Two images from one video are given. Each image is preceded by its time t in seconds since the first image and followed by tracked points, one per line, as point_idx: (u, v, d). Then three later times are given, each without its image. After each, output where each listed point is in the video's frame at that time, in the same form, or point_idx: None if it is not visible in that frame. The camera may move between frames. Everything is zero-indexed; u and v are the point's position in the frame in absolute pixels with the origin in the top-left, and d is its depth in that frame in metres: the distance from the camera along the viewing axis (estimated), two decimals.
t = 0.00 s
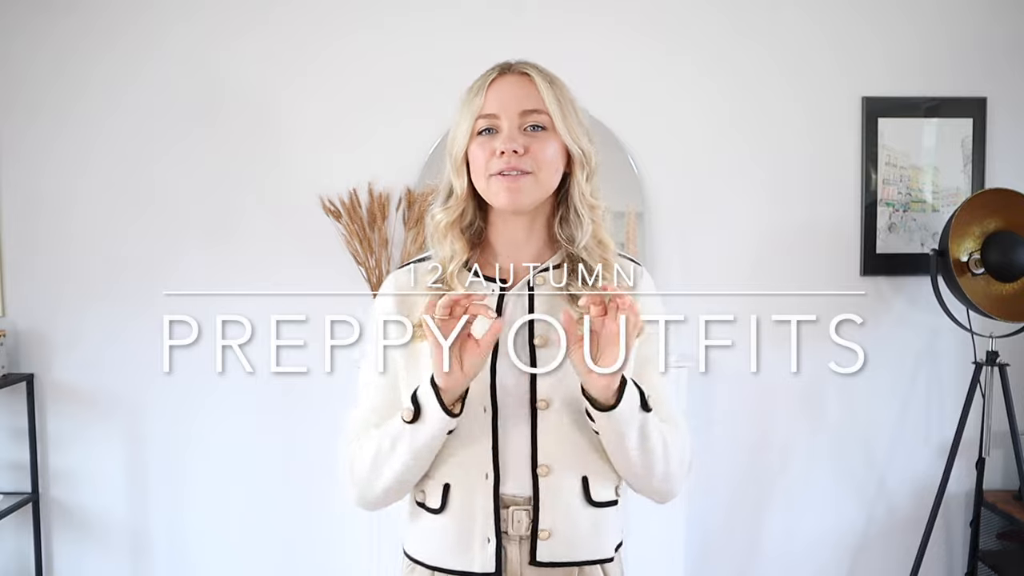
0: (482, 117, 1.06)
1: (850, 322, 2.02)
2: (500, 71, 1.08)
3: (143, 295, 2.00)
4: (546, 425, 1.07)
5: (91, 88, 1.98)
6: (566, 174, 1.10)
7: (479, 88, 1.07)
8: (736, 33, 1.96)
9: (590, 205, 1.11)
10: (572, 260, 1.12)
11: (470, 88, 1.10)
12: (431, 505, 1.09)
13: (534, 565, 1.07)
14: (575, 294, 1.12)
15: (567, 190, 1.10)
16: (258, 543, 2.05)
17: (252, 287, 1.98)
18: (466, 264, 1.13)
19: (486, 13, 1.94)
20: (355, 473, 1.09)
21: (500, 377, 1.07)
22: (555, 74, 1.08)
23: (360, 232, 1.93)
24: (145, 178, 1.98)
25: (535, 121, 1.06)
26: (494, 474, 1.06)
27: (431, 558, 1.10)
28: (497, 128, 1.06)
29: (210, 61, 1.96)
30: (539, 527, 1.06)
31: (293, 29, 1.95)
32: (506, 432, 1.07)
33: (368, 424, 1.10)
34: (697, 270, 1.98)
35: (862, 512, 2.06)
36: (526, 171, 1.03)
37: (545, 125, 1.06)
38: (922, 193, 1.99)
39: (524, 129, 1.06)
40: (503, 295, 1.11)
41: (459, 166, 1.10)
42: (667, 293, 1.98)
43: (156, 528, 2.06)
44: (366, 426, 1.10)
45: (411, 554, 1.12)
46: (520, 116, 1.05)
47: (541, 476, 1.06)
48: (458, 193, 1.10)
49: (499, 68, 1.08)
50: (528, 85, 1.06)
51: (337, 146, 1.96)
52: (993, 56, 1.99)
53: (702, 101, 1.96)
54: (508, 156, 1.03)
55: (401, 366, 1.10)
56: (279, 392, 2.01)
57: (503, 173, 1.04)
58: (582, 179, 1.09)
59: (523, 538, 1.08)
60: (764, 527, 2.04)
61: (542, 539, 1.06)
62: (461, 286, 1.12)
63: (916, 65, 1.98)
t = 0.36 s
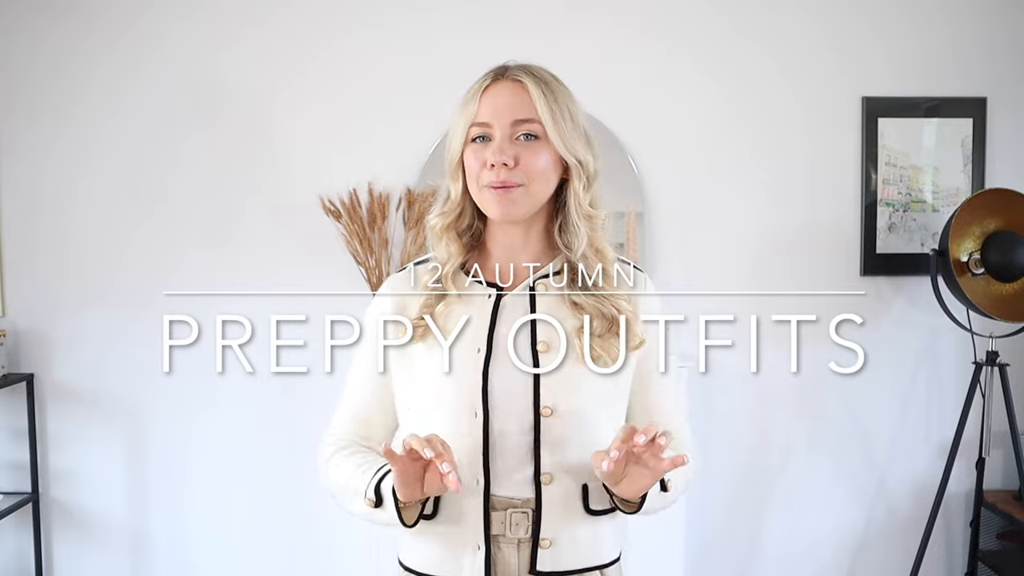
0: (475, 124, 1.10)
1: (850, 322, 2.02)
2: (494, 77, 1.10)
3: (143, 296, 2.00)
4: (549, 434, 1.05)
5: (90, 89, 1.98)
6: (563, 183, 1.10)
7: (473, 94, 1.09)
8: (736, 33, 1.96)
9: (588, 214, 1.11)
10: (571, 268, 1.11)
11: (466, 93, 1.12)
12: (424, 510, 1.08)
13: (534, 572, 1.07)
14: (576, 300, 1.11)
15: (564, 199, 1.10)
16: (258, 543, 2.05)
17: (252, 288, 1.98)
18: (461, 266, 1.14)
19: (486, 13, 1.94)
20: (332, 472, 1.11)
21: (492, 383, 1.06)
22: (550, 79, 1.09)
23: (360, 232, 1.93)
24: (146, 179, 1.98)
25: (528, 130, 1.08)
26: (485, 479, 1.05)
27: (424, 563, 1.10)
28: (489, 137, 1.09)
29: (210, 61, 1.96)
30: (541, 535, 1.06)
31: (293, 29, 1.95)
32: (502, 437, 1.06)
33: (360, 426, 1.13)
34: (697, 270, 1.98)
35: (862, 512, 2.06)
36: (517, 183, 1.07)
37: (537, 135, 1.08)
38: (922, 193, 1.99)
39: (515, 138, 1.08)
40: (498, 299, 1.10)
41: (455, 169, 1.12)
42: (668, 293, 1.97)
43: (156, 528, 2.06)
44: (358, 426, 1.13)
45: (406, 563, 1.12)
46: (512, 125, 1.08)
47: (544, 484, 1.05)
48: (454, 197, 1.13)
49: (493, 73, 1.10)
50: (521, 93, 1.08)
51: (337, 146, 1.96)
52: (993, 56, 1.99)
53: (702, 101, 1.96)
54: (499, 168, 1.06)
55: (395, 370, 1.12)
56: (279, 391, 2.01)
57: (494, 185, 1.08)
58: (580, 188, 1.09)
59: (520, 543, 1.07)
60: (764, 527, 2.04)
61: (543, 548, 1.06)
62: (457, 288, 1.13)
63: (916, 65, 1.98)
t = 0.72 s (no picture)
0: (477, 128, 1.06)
1: (850, 322, 2.02)
2: (496, 80, 1.07)
3: (143, 296, 2.00)
4: (545, 435, 1.05)
5: (90, 90, 1.97)
6: (564, 184, 1.11)
7: (475, 97, 1.06)
8: (736, 33, 1.96)
9: (588, 214, 1.12)
10: (569, 268, 1.12)
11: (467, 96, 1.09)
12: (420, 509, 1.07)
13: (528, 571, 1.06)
14: (575, 300, 1.11)
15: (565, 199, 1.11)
16: (258, 543, 2.05)
17: (253, 288, 1.98)
18: (462, 269, 1.14)
19: (486, 12, 1.94)
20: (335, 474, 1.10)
21: (487, 381, 1.06)
22: (552, 82, 1.08)
23: (359, 232, 1.93)
24: (145, 180, 1.98)
25: (531, 133, 1.06)
26: (479, 478, 1.05)
27: (421, 562, 1.09)
28: (492, 139, 1.06)
29: (210, 61, 1.96)
30: (536, 533, 1.06)
31: (293, 29, 1.95)
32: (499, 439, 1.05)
33: (362, 429, 1.12)
34: (697, 270, 1.98)
35: (862, 512, 2.06)
36: (521, 184, 1.04)
37: (541, 138, 1.06)
38: (922, 193, 1.99)
39: (519, 141, 1.06)
40: (497, 298, 1.10)
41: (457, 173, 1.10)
42: (667, 293, 1.98)
43: (156, 528, 2.06)
44: (360, 428, 1.13)
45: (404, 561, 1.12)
46: (516, 128, 1.05)
47: (538, 483, 1.05)
48: (455, 200, 1.12)
49: (495, 76, 1.08)
50: (524, 96, 1.06)
51: (336, 146, 1.96)
52: (993, 56, 1.99)
53: (702, 101, 1.96)
54: (502, 170, 1.03)
55: (396, 369, 1.11)
56: (279, 392, 2.01)
57: (497, 187, 1.05)
58: (580, 189, 1.10)
59: (514, 541, 1.07)
60: (764, 528, 2.04)
61: (537, 547, 1.06)
62: (457, 288, 1.13)
63: (916, 65, 1.98)
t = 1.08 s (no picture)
0: (478, 129, 1.08)
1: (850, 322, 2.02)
2: (498, 81, 1.08)
3: (143, 295, 2.00)
4: (541, 431, 1.05)
5: (90, 89, 1.98)
6: (561, 184, 1.11)
7: (477, 98, 1.07)
8: (736, 33, 1.96)
9: (584, 214, 1.12)
10: (564, 266, 1.12)
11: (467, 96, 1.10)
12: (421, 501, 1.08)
13: (524, 562, 1.07)
14: (571, 299, 1.11)
15: (561, 200, 1.11)
16: (258, 543, 2.05)
17: (252, 287, 1.98)
18: (460, 268, 1.14)
19: (486, 13, 1.94)
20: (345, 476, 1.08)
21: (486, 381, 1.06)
22: (552, 83, 1.08)
23: (359, 232, 1.93)
24: (145, 179, 1.98)
25: (532, 135, 1.07)
26: (477, 473, 1.06)
27: (421, 554, 1.10)
28: (493, 140, 1.07)
29: (210, 61, 1.96)
30: (533, 526, 1.06)
31: (292, 29, 1.95)
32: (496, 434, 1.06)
33: (365, 428, 1.10)
34: (697, 271, 1.98)
35: (862, 512, 2.06)
36: (521, 186, 1.06)
37: (541, 139, 1.07)
38: (922, 193, 1.99)
39: (520, 143, 1.07)
40: (495, 296, 1.10)
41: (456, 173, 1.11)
42: (667, 293, 1.98)
43: (156, 528, 2.06)
44: (360, 426, 1.10)
45: (405, 553, 1.12)
46: (517, 130, 1.07)
47: (534, 477, 1.05)
48: (454, 200, 1.13)
49: (497, 77, 1.08)
50: (524, 98, 1.07)
51: (336, 146, 1.96)
52: (993, 56, 1.99)
53: (702, 101, 1.96)
54: (503, 171, 1.05)
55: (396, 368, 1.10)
56: (279, 391, 2.01)
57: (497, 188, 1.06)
58: (576, 189, 1.10)
59: (512, 532, 1.07)
60: (764, 528, 2.04)
61: (535, 540, 1.06)
62: (455, 288, 1.13)
63: (916, 65, 1.98)
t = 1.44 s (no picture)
0: (501, 124, 1.10)
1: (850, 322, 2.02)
2: (519, 79, 1.11)
3: (143, 295, 2.00)
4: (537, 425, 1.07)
5: (90, 89, 1.98)
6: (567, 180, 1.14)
7: (501, 94, 1.10)
8: (736, 33, 1.96)
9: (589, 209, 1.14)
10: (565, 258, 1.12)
11: (485, 91, 1.11)
12: (441, 493, 1.09)
13: (527, 554, 1.09)
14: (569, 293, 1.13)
15: (567, 195, 1.12)
16: (258, 543, 2.05)
17: (253, 288, 1.98)
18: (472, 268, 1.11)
19: (486, 13, 1.94)
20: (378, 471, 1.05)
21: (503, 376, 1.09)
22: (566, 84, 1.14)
23: (359, 232, 1.93)
24: (145, 179, 1.98)
25: (552, 131, 1.11)
26: (501, 465, 1.08)
27: (434, 546, 1.11)
28: (517, 135, 1.10)
29: (210, 61, 1.96)
30: (526, 518, 1.08)
31: (292, 29, 1.95)
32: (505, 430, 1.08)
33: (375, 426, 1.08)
34: (697, 272, 1.98)
35: (862, 512, 2.06)
36: (542, 179, 1.10)
37: (560, 135, 1.12)
38: (922, 193, 1.99)
39: (542, 138, 1.10)
40: (503, 295, 1.13)
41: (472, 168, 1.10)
42: (667, 293, 1.97)
43: (156, 528, 2.06)
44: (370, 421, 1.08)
45: (416, 546, 1.13)
46: (540, 126, 1.11)
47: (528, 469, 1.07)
48: (468, 197, 1.11)
49: (518, 74, 1.11)
50: (545, 95, 1.11)
51: (336, 146, 1.96)
52: (993, 56, 1.99)
53: (702, 101, 1.96)
54: (530, 164, 1.09)
55: (408, 365, 1.10)
56: (279, 391, 2.01)
57: (521, 180, 1.09)
58: (582, 184, 1.13)
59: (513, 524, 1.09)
60: (764, 528, 2.04)
61: (528, 531, 1.08)
62: (466, 286, 1.12)
63: (916, 65, 1.98)
